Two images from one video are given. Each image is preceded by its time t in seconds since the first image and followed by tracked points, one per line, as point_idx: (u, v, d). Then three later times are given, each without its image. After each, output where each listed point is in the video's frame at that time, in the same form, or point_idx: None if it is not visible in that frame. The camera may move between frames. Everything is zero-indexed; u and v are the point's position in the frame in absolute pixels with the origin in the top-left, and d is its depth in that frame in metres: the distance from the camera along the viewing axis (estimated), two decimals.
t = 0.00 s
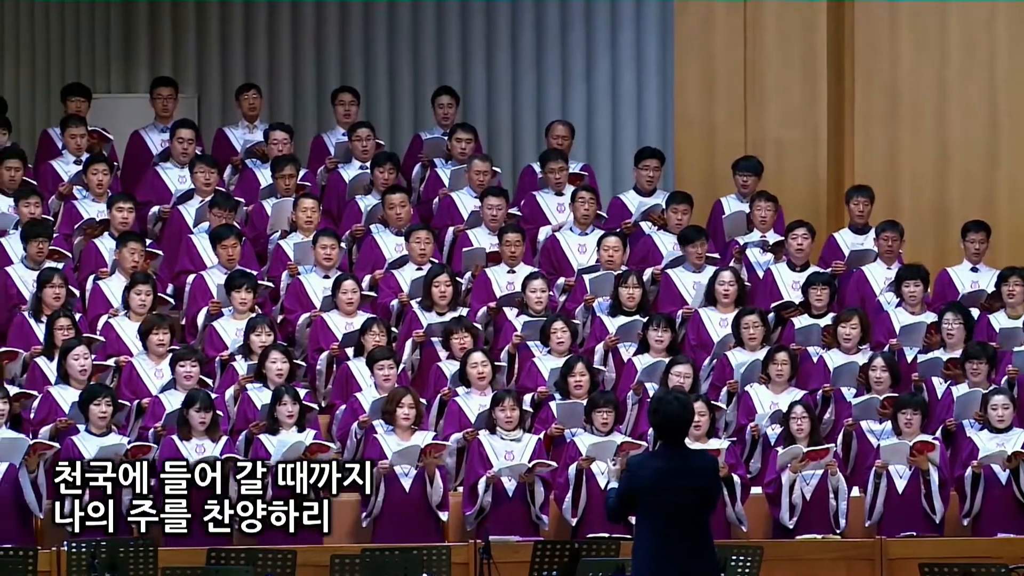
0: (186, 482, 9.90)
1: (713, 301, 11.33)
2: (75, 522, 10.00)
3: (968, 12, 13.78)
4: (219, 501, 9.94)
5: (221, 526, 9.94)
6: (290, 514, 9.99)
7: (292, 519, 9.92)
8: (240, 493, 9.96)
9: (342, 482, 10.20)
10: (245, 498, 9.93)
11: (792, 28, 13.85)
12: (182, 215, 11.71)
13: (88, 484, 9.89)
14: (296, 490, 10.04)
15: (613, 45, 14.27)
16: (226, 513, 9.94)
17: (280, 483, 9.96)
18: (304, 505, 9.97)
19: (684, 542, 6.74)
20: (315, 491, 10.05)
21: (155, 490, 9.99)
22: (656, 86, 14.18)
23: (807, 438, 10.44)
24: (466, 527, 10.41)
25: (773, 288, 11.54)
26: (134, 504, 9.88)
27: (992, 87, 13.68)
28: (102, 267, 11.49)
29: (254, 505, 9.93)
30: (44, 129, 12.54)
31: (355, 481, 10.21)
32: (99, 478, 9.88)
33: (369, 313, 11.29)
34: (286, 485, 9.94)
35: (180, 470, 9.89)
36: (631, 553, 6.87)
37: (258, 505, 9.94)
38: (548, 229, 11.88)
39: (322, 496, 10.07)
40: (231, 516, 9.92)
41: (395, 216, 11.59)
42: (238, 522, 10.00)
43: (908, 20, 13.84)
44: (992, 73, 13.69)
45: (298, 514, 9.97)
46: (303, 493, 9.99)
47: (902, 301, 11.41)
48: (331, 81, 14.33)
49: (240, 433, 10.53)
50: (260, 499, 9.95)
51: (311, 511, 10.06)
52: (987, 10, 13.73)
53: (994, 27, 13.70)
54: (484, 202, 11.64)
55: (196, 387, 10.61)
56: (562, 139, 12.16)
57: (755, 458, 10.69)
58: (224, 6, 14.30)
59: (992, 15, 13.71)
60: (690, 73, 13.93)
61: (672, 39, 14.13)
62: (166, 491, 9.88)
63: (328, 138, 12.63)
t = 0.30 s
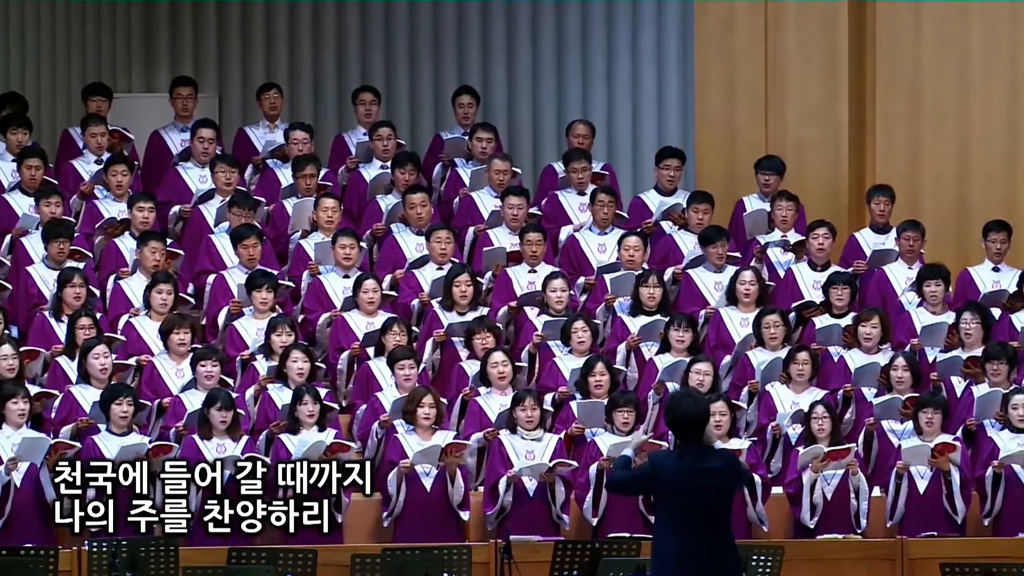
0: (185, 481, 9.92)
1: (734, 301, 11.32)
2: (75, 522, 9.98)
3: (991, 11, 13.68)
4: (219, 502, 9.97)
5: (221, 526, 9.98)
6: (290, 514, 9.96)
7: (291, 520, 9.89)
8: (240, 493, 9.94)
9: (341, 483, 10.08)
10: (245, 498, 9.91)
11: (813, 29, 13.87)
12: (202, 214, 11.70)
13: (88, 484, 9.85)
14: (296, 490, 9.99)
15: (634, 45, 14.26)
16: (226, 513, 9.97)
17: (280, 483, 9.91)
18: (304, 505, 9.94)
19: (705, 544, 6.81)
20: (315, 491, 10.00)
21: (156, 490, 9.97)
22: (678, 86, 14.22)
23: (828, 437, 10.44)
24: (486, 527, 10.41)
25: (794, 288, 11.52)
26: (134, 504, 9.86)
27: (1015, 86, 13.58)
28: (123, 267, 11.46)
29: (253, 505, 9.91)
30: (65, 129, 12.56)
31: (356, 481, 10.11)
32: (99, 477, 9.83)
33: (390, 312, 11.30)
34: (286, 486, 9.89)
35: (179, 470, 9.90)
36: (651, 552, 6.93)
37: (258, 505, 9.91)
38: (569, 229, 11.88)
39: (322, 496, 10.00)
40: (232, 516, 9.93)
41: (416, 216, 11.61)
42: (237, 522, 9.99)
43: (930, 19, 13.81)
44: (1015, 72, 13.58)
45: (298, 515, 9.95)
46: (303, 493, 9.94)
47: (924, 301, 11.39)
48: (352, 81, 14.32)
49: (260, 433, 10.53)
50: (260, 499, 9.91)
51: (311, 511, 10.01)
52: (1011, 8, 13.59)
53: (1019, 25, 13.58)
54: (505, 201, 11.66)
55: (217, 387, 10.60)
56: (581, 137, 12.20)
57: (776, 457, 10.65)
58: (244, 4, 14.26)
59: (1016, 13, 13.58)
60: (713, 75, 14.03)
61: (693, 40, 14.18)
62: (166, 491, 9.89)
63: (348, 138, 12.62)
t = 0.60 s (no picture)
0: (185, 482, 9.75)
1: (755, 300, 11.32)
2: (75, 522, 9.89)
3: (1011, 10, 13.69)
4: (219, 502, 9.79)
5: (221, 526, 9.79)
6: (290, 514, 9.85)
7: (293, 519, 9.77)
8: (240, 493, 9.81)
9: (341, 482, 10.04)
10: (246, 498, 9.79)
11: (833, 28, 13.81)
12: (223, 214, 11.73)
13: (88, 484, 9.78)
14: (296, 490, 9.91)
15: (655, 45, 14.29)
16: (226, 513, 9.80)
17: (280, 483, 9.82)
18: (305, 505, 9.86)
19: (731, 544, 6.83)
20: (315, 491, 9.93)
21: (156, 489, 9.85)
22: (699, 86, 14.19)
23: (849, 437, 10.44)
24: (507, 527, 10.39)
25: (815, 288, 11.52)
26: (134, 504, 9.77)
27: None
28: (144, 266, 11.47)
29: (254, 505, 9.78)
30: (87, 129, 12.59)
31: (356, 481, 10.10)
32: (99, 478, 9.77)
33: (411, 312, 11.31)
34: (287, 485, 9.80)
35: (180, 470, 9.75)
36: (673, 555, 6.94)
37: (258, 505, 9.79)
38: (590, 228, 11.87)
39: (322, 496, 9.94)
40: (232, 516, 9.78)
41: (437, 215, 11.61)
42: (237, 522, 9.85)
43: (949, 18, 13.79)
44: None
45: (298, 514, 9.85)
46: (304, 492, 9.87)
47: (945, 301, 11.39)
48: (373, 81, 14.33)
49: (281, 433, 10.54)
50: (260, 499, 9.80)
51: (312, 511, 9.92)
52: None
53: None
54: (526, 201, 11.66)
55: (238, 386, 10.60)
56: (603, 137, 12.21)
57: (798, 457, 10.61)
58: (266, 4, 14.29)
59: None
60: (733, 74, 13.91)
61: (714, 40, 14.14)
62: (165, 491, 9.72)
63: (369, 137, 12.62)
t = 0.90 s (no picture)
0: (186, 482, 9.85)
1: (775, 300, 11.32)
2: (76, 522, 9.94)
3: None
4: (219, 501, 9.87)
5: (221, 526, 9.84)
6: (290, 514, 9.91)
7: (293, 519, 9.84)
8: (240, 493, 9.89)
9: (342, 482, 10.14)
10: (246, 498, 9.87)
11: (854, 29, 13.87)
12: (244, 213, 11.73)
13: (88, 484, 9.84)
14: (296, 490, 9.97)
15: (676, 45, 14.23)
16: (226, 513, 9.86)
17: (280, 483, 9.88)
18: (305, 505, 9.92)
19: (752, 544, 6.86)
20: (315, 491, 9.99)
21: (157, 491, 9.93)
22: (720, 87, 14.15)
23: (870, 437, 10.44)
24: (528, 526, 10.42)
25: (836, 287, 11.53)
26: (134, 504, 9.83)
27: None
28: (166, 266, 11.50)
29: (254, 505, 9.86)
30: (108, 129, 12.59)
31: (356, 481, 10.16)
32: (99, 477, 9.84)
33: (431, 312, 11.31)
34: (287, 486, 9.86)
35: (179, 470, 9.84)
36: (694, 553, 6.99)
37: (258, 505, 9.86)
38: (610, 228, 11.88)
39: (322, 496, 9.99)
40: (232, 516, 9.84)
41: (458, 215, 11.63)
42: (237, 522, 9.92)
43: (972, 19, 13.77)
44: None
45: (298, 514, 9.91)
46: (304, 493, 9.92)
47: (966, 301, 11.37)
48: (394, 80, 14.32)
49: (302, 433, 10.53)
50: (260, 499, 9.88)
51: (311, 511, 9.99)
52: None
53: None
54: (546, 201, 11.66)
55: (259, 386, 10.60)
56: (625, 136, 12.22)
57: (819, 456, 10.63)
58: (286, 4, 14.27)
59: None
60: (755, 76, 14.00)
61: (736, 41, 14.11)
62: (165, 491, 9.82)
63: (390, 137, 12.64)
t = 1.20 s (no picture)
0: (186, 482, 9.79)
1: (795, 300, 11.33)
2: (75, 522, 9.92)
3: None
4: (219, 501, 9.80)
5: (221, 526, 9.81)
6: (290, 514, 9.85)
7: (293, 520, 9.79)
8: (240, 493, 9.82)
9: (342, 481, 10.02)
10: (246, 498, 9.80)
11: (875, 26, 13.76)
12: (265, 213, 11.75)
13: (88, 484, 9.78)
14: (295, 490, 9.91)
15: (696, 45, 14.27)
16: (226, 513, 9.80)
17: (280, 483, 9.84)
18: (305, 505, 9.86)
19: (767, 553, 6.82)
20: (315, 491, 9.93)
21: (156, 490, 9.87)
22: (740, 85, 14.21)
23: (890, 437, 10.42)
24: (548, 526, 10.40)
25: (857, 287, 11.54)
26: (134, 504, 9.77)
27: None
28: (187, 265, 11.49)
29: (254, 505, 9.79)
30: (129, 129, 12.60)
31: (356, 481, 10.04)
32: (99, 477, 9.77)
33: (452, 311, 11.31)
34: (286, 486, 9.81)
35: (180, 470, 9.78)
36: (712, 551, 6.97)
37: (258, 505, 9.79)
38: (630, 228, 11.88)
39: (322, 496, 9.94)
40: (231, 516, 9.78)
41: (479, 215, 11.62)
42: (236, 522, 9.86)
43: (992, 18, 13.68)
44: None
45: (298, 514, 9.85)
46: (304, 493, 9.86)
47: (987, 301, 11.35)
48: (415, 80, 14.32)
49: (323, 433, 10.55)
50: (260, 499, 9.80)
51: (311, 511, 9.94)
52: None
53: None
54: (566, 200, 11.70)
55: (279, 385, 10.63)
56: (646, 136, 12.23)
57: (839, 456, 10.64)
58: (307, 4, 14.26)
59: None
60: (774, 74, 13.91)
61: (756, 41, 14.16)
62: (166, 491, 9.77)
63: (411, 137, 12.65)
